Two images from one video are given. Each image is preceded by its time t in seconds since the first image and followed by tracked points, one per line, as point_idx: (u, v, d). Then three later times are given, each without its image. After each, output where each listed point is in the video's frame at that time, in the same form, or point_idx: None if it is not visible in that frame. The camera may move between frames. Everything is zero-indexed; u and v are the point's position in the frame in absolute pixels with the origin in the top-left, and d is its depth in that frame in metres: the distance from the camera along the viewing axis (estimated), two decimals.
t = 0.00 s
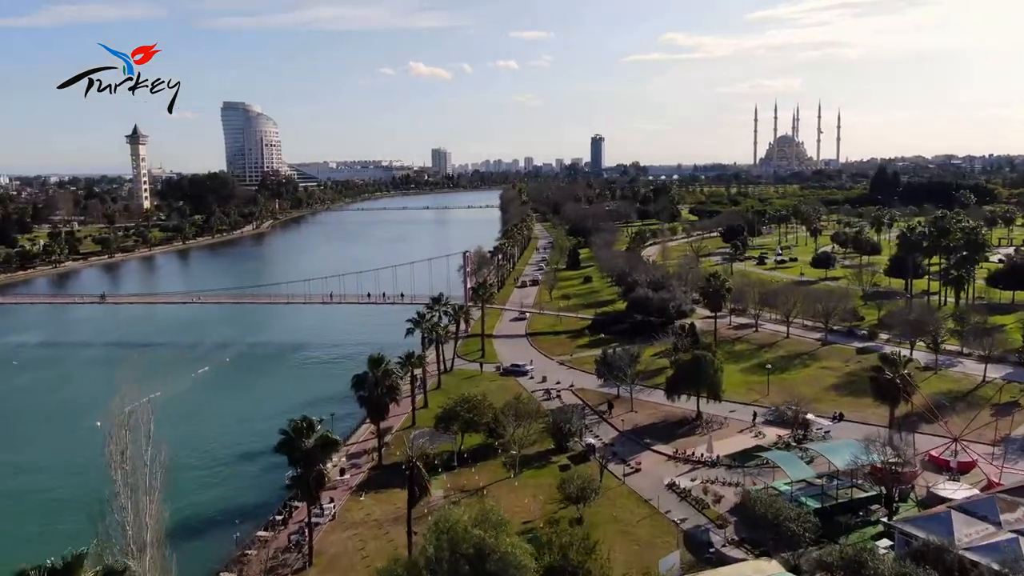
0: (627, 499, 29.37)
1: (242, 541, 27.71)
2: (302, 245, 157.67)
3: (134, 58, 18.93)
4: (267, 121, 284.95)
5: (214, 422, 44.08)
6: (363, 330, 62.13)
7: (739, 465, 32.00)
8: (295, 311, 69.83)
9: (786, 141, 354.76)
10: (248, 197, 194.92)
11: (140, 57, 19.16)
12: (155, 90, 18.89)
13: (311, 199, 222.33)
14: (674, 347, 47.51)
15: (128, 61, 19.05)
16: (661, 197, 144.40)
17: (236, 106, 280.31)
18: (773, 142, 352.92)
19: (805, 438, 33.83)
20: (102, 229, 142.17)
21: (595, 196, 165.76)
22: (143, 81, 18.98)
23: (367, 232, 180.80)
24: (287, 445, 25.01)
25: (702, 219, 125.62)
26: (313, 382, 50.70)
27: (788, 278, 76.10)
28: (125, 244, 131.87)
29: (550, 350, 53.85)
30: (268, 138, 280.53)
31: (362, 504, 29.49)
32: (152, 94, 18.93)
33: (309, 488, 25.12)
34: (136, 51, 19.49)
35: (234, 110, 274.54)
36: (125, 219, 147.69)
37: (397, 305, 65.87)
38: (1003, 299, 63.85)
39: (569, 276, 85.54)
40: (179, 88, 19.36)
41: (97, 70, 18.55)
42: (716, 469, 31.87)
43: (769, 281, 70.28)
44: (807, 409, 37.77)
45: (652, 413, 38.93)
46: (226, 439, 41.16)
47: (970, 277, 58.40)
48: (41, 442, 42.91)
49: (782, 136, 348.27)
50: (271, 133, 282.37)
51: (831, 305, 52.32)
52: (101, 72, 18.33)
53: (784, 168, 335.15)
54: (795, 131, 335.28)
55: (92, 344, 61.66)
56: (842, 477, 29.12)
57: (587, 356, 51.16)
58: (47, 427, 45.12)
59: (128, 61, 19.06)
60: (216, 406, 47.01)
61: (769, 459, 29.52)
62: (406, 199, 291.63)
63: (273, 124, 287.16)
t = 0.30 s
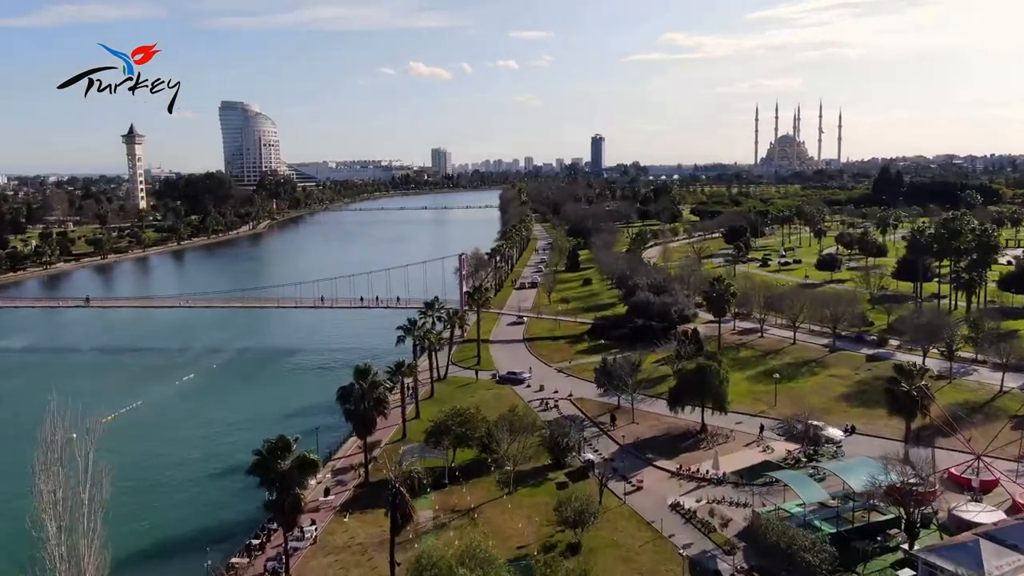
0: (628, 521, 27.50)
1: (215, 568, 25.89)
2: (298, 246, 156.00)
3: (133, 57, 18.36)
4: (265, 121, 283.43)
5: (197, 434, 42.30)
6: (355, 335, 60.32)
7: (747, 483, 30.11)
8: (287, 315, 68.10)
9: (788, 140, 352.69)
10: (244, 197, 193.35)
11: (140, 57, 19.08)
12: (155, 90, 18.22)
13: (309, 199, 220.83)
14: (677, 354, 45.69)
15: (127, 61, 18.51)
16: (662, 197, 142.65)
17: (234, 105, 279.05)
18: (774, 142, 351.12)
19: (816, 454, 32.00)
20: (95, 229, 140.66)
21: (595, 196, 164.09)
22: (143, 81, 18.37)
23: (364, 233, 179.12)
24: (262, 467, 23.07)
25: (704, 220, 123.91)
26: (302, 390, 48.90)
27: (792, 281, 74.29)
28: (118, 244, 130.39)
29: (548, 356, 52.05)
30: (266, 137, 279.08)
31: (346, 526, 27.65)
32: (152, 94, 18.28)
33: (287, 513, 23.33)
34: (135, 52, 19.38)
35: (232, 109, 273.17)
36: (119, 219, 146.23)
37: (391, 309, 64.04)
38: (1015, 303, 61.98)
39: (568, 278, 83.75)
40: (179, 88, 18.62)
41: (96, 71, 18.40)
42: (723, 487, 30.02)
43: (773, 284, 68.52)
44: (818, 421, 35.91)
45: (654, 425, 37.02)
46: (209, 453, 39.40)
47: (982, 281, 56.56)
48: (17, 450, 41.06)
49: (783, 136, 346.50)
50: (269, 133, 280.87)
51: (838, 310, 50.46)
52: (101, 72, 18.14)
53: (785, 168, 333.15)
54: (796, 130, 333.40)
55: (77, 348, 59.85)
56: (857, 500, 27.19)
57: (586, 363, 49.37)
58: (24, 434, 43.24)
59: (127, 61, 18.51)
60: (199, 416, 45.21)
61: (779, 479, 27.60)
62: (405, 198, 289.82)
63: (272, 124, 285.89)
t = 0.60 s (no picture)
0: (630, 547, 25.68)
1: None
2: (295, 247, 154.25)
3: (133, 58, 18.60)
4: (264, 120, 281.76)
5: (181, 447, 40.45)
6: (348, 340, 58.47)
7: (758, 504, 28.28)
8: (279, 320, 66.29)
9: (788, 139, 350.57)
10: (241, 197, 191.63)
11: (140, 57, 18.87)
12: (156, 90, 18.50)
13: (306, 199, 219.06)
14: (681, 362, 43.77)
15: (128, 61, 18.71)
16: (663, 198, 140.79)
17: (232, 105, 277.38)
18: (775, 141, 349.10)
19: (830, 470, 30.18)
20: (88, 230, 138.81)
21: (595, 196, 162.20)
22: (144, 81, 18.60)
23: (362, 233, 177.16)
24: (235, 491, 21.34)
25: (705, 220, 122.06)
26: (291, 399, 47.06)
27: (799, 283, 72.37)
28: (111, 246, 128.53)
29: (546, 363, 50.16)
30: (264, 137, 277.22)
31: (328, 551, 25.85)
32: (152, 94, 18.53)
33: (261, 542, 21.55)
34: (135, 50, 19.19)
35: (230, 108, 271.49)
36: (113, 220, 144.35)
37: (385, 314, 62.23)
38: None
39: (568, 281, 81.90)
40: (180, 88, 18.95)
41: (96, 71, 18.08)
42: (731, 508, 28.21)
43: (778, 288, 66.63)
44: (831, 435, 34.05)
45: (658, 439, 35.18)
46: (191, 469, 37.54)
47: (995, 284, 54.60)
48: None
49: (784, 135, 344.46)
50: (268, 133, 279.18)
51: (848, 315, 48.51)
52: (102, 72, 17.92)
53: (787, 168, 330.96)
54: (797, 129, 331.20)
55: (61, 354, 58.04)
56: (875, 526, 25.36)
57: (587, 371, 47.46)
58: None
59: (128, 61, 18.71)
60: (184, 427, 43.37)
61: (792, 502, 25.68)
62: (404, 198, 287.87)
63: (269, 123, 284.06)
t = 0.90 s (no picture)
0: None
1: None
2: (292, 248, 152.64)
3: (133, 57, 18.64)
4: (262, 119, 280.09)
5: (163, 465, 38.65)
6: (342, 346, 56.62)
7: (771, 527, 26.42)
8: (271, 324, 64.47)
9: (789, 139, 348.92)
10: (238, 198, 189.96)
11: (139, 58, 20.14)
12: (156, 88, 18.53)
13: (304, 199, 217.31)
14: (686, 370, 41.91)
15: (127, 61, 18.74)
16: (664, 198, 139.14)
17: (230, 104, 275.91)
18: (777, 140, 347.38)
19: (846, 490, 28.30)
20: (83, 231, 137.11)
21: (596, 196, 160.46)
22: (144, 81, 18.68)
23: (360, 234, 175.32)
24: (203, 520, 19.70)
25: (708, 221, 120.28)
26: (280, 408, 45.20)
27: (805, 287, 70.56)
28: (105, 248, 126.92)
29: (546, 370, 48.34)
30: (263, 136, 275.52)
31: None
32: (152, 93, 18.56)
33: None
34: (135, 50, 20.23)
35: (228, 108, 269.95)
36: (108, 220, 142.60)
37: (380, 318, 60.46)
38: None
39: (569, 283, 80.15)
40: (179, 88, 18.80)
41: (96, 71, 19.24)
42: (742, 532, 26.39)
43: (784, 291, 64.85)
44: (846, 450, 32.22)
45: (663, 454, 33.33)
46: (172, 491, 35.71)
47: (1011, 288, 52.75)
48: None
49: (786, 135, 342.69)
50: (266, 131, 277.53)
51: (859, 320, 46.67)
52: (99, 72, 18.96)
53: (788, 168, 329.17)
54: (799, 129, 329.44)
55: (45, 360, 56.29)
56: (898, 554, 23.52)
57: (588, 379, 45.63)
58: None
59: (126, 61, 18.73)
60: (168, 442, 41.54)
61: (808, 529, 23.72)
62: (404, 198, 286.21)
63: (268, 122, 282.54)
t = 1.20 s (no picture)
0: None
1: None
2: (289, 248, 150.86)
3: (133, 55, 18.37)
4: (261, 118, 278.37)
5: (143, 482, 36.85)
6: (335, 352, 54.77)
7: (788, 555, 24.55)
8: (264, 328, 62.57)
9: (790, 139, 347.27)
10: (236, 198, 188.16)
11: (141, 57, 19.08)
12: (155, 89, 18.34)
13: (303, 199, 216.14)
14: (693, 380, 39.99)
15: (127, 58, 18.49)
16: (666, 198, 137.41)
17: (229, 104, 274.22)
18: (778, 140, 345.73)
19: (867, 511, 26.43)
20: (77, 232, 135.40)
21: (597, 196, 158.74)
22: (143, 81, 18.44)
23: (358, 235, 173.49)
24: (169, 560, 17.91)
25: (711, 221, 118.40)
26: (269, 420, 43.35)
27: (812, 290, 68.71)
28: (99, 249, 125.22)
29: (546, 378, 46.44)
30: (261, 136, 273.84)
31: None
32: (152, 93, 18.34)
33: None
34: (135, 50, 19.37)
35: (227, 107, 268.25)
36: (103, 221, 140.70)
37: (375, 323, 58.68)
38: None
39: (570, 286, 78.33)
40: (179, 88, 18.58)
41: (96, 71, 18.23)
42: (758, 560, 24.53)
43: (793, 295, 63.03)
44: (864, 468, 30.39)
45: (670, 471, 31.43)
46: (152, 510, 33.84)
47: None
48: None
49: (787, 134, 341.01)
50: (265, 130, 275.86)
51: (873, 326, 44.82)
52: (101, 71, 18.00)
53: (790, 168, 327.46)
54: (800, 129, 327.94)
55: (27, 367, 54.45)
56: None
57: (590, 388, 43.75)
58: None
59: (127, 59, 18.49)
60: (150, 456, 39.67)
61: (829, 560, 21.77)
62: (403, 198, 284.49)
63: (267, 122, 280.85)
